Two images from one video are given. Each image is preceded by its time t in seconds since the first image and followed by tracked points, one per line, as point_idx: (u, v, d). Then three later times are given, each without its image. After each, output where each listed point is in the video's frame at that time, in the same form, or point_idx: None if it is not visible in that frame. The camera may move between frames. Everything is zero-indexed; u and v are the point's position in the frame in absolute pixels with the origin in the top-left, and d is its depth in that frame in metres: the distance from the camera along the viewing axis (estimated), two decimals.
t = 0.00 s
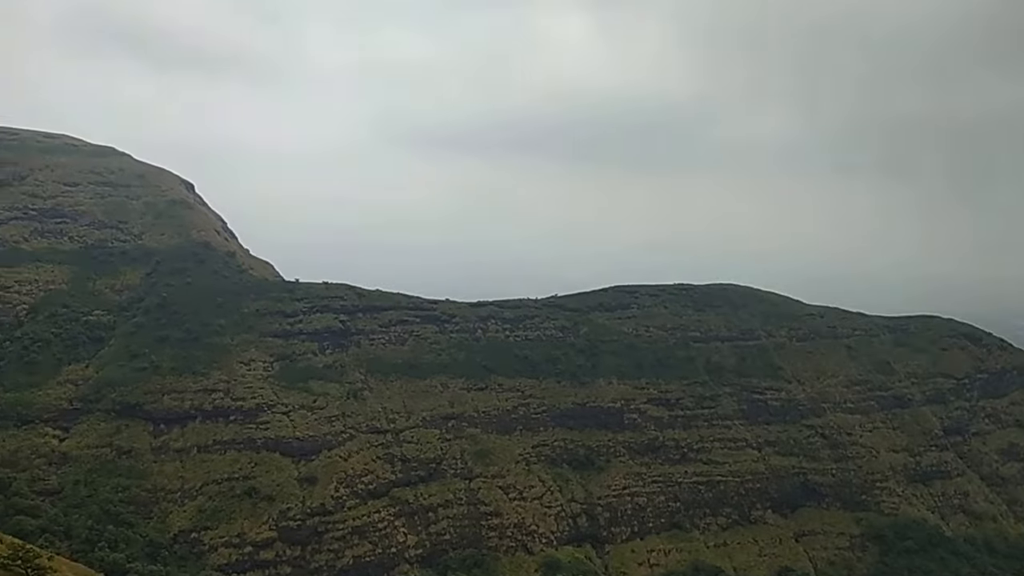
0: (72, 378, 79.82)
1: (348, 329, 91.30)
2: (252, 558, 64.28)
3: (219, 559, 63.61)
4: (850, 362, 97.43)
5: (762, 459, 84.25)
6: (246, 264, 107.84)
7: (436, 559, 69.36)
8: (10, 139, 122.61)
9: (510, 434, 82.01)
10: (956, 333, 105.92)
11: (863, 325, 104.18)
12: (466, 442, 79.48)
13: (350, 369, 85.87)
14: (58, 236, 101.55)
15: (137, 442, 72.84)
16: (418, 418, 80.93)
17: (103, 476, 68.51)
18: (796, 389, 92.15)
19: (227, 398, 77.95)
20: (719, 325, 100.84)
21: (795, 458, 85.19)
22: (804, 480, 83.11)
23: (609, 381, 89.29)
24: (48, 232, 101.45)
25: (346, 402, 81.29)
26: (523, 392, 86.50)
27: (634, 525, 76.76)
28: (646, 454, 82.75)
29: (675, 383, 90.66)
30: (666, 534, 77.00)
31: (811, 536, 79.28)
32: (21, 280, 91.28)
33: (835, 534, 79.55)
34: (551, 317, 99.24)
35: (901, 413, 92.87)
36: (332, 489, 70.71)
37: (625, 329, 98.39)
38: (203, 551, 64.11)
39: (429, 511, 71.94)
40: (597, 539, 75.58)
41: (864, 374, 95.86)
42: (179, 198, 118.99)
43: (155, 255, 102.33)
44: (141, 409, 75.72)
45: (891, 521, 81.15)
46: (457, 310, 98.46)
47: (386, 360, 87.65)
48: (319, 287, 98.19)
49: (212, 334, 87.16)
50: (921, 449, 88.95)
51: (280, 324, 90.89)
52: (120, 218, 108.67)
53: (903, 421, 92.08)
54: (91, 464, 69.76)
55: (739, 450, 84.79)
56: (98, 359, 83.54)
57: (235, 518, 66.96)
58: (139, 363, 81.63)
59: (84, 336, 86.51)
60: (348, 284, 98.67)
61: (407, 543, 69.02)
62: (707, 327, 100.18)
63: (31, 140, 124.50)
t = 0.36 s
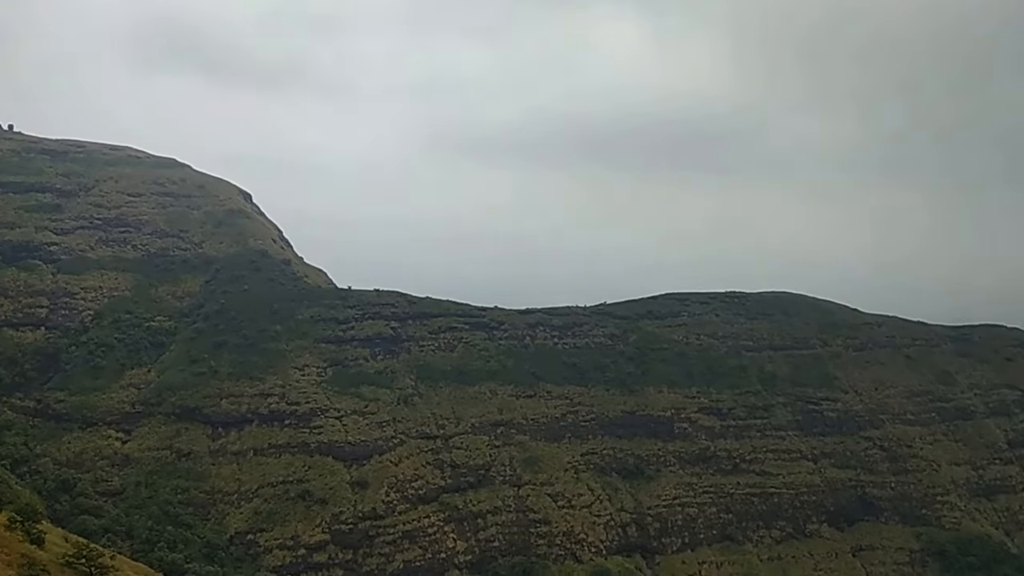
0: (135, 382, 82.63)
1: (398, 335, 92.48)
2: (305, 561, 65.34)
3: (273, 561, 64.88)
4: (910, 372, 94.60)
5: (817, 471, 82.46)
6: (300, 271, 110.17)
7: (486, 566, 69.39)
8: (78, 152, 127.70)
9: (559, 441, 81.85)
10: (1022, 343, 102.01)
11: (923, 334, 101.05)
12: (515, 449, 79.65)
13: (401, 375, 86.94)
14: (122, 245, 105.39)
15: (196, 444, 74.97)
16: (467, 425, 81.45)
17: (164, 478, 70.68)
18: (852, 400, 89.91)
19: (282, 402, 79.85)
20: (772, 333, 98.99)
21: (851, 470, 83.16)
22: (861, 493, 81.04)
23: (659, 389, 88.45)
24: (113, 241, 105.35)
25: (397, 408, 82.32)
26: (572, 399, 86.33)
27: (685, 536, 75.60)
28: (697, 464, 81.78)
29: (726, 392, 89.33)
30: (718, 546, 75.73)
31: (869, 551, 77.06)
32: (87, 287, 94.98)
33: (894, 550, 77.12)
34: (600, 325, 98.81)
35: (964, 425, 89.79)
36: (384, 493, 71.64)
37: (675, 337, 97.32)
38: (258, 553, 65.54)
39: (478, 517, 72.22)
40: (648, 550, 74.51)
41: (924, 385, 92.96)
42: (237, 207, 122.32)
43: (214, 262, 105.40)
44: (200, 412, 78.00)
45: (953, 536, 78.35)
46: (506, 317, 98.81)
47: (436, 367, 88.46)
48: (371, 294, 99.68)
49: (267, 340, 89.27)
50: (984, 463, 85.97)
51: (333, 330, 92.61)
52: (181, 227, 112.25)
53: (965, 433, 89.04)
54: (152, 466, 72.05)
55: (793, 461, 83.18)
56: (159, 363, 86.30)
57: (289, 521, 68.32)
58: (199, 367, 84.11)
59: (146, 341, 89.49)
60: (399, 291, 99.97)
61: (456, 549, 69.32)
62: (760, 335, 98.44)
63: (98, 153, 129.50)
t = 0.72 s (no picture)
0: (193, 385, 84.80)
1: (448, 341, 93.03)
2: (357, 563, 65.98)
3: (326, 563, 65.65)
4: (974, 382, 91.31)
5: (877, 483, 80.12)
6: (352, 276, 111.71)
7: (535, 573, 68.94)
8: (141, 161, 131.98)
9: (609, 448, 81.14)
10: None
11: (989, 342, 97.42)
12: (564, 456, 79.18)
13: (450, 380, 87.37)
14: (182, 251, 108.41)
15: (251, 446, 76.59)
16: (517, 430, 81.38)
17: (221, 479, 72.23)
18: (914, 409, 87.10)
19: (335, 406, 81.08)
20: (828, 340, 96.58)
21: (912, 482, 80.66)
22: (922, 506, 78.57)
23: (711, 397, 87.07)
24: (173, 248, 108.44)
25: (446, 413, 82.71)
26: (621, 407, 85.59)
27: (739, 546, 74.01)
28: (750, 474, 80.21)
29: (781, 401, 87.56)
30: (774, 558, 73.86)
31: (931, 565, 74.33)
32: (149, 293, 97.94)
33: (958, 564, 74.23)
34: (650, 331, 97.70)
35: None
36: (434, 498, 72.00)
37: (728, 344, 95.68)
38: (312, 554, 66.44)
39: (528, 523, 71.97)
40: (700, 560, 73.17)
41: (989, 395, 89.65)
42: (291, 214, 124.77)
43: (269, 268, 107.66)
44: (256, 415, 79.76)
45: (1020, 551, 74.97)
46: (556, 323, 98.50)
47: (485, 372, 88.64)
48: (421, 299, 100.50)
49: (320, 345, 90.72)
50: None
51: (384, 335, 93.65)
52: (238, 234, 115.01)
53: None
54: (209, 467, 73.72)
55: (851, 472, 81.01)
56: (217, 367, 88.42)
57: (342, 523, 69.16)
58: (254, 371, 85.99)
59: (204, 346, 91.78)
60: (449, 296, 100.55)
61: (506, 555, 69.16)
62: (816, 342, 96.12)
63: (159, 162, 133.51)
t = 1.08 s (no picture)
0: (250, 387, 86.49)
1: (497, 345, 93.20)
2: (408, 565, 66.38)
3: (378, 564, 66.10)
4: None
5: (942, 494, 77.73)
6: (403, 281, 112.81)
7: None
8: (200, 169, 135.49)
9: (661, 455, 80.11)
10: None
11: None
12: (615, 462, 78.46)
13: (499, 385, 87.40)
14: (239, 256, 110.85)
15: (305, 448, 77.80)
16: (566, 436, 80.96)
17: (276, 480, 73.40)
18: (981, 419, 84.56)
19: (386, 409, 81.87)
20: (889, 346, 93.98)
21: (979, 493, 78.29)
22: (990, 518, 76.46)
23: (766, 404, 85.50)
24: (230, 253, 110.98)
25: (495, 417, 82.74)
26: (673, 413, 84.62)
27: (796, 557, 72.21)
28: (808, 483, 78.39)
29: (840, 409, 85.61)
30: (833, 570, 71.81)
31: None
32: (208, 297, 100.41)
33: None
34: (702, 336, 96.31)
35: None
36: (483, 502, 72.07)
37: (784, 349, 93.77)
38: (364, 556, 66.93)
39: (578, 530, 71.46)
40: (756, 570, 71.35)
41: None
42: (344, 219, 126.61)
43: (322, 273, 109.40)
44: (309, 418, 80.95)
45: None
46: (606, 327, 97.86)
47: (534, 377, 88.52)
48: (471, 304, 100.86)
49: (372, 348, 91.73)
50: None
51: (434, 339, 94.21)
52: (291, 239, 117.14)
53: None
54: (265, 468, 75.04)
55: (914, 483, 78.73)
56: (272, 369, 90.02)
57: (393, 525, 69.67)
58: (308, 374, 87.33)
59: (259, 348, 93.54)
60: (498, 300, 100.71)
61: (557, 561, 68.73)
62: (876, 348, 93.58)
63: (216, 170, 136.88)
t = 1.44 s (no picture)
0: (304, 388, 87.89)
1: (547, 348, 93.06)
2: (459, 567, 66.60)
3: (430, 565, 66.42)
4: None
5: (1012, 505, 75.11)
6: (453, 283, 113.43)
7: None
8: (255, 175, 138.47)
9: (716, 460, 78.85)
10: None
11: None
12: (668, 467, 77.50)
13: (550, 388, 87.20)
14: (293, 260, 112.90)
15: (358, 449, 78.72)
16: (618, 440, 80.33)
17: (330, 479, 74.36)
18: None
19: (436, 411, 82.35)
20: (954, 351, 91.14)
21: None
22: None
23: (826, 411, 83.81)
24: (285, 257, 113.07)
25: (546, 420, 82.52)
26: (728, 418, 83.51)
27: (857, 567, 70.23)
28: (869, 492, 76.25)
29: (903, 415, 83.28)
30: None
31: None
32: (264, 299, 102.48)
33: None
34: (757, 340, 94.63)
35: None
36: (535, 505, 71.90)
37: (843, 353, 91.70)
38: (416, 556, 67.35)
39: (631, 535, 70.71)
40: None
41: None
42: (394, 223, 127.93)
43: (374, 276, 110.65)
44: (363, 419, 81.89)
45: None
46: (657, 331, 96.91)
47: (585, 380, 88.12)
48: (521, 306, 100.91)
49: (423, 351, 92.41)
50: None
51: (484, 342, 94.46)
52: (343, 243, 118.79)
53: None
54: (320, 467, 76.15)
55: (982, 492, 76.05)
56: (326, 371, 91.38)
57: (445, 527, 69.98)
58: (360, 375, 88.41)
59: (314, 350, 95.03)
60: (548, 303, 100.53)
61: (609, 566, 68.09)
62: (941, 352, 90.86)
63: (271, 175, 139.74)
